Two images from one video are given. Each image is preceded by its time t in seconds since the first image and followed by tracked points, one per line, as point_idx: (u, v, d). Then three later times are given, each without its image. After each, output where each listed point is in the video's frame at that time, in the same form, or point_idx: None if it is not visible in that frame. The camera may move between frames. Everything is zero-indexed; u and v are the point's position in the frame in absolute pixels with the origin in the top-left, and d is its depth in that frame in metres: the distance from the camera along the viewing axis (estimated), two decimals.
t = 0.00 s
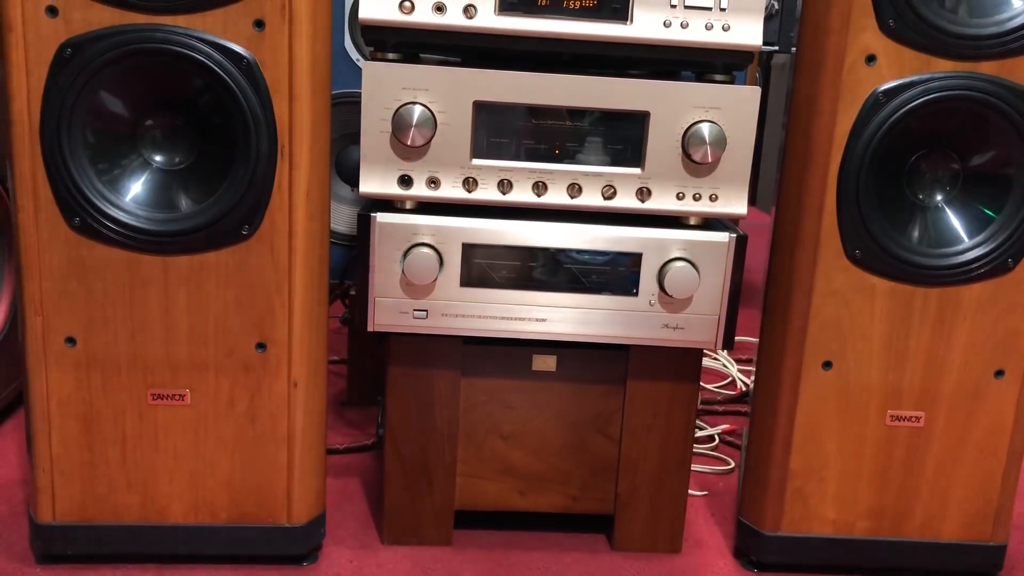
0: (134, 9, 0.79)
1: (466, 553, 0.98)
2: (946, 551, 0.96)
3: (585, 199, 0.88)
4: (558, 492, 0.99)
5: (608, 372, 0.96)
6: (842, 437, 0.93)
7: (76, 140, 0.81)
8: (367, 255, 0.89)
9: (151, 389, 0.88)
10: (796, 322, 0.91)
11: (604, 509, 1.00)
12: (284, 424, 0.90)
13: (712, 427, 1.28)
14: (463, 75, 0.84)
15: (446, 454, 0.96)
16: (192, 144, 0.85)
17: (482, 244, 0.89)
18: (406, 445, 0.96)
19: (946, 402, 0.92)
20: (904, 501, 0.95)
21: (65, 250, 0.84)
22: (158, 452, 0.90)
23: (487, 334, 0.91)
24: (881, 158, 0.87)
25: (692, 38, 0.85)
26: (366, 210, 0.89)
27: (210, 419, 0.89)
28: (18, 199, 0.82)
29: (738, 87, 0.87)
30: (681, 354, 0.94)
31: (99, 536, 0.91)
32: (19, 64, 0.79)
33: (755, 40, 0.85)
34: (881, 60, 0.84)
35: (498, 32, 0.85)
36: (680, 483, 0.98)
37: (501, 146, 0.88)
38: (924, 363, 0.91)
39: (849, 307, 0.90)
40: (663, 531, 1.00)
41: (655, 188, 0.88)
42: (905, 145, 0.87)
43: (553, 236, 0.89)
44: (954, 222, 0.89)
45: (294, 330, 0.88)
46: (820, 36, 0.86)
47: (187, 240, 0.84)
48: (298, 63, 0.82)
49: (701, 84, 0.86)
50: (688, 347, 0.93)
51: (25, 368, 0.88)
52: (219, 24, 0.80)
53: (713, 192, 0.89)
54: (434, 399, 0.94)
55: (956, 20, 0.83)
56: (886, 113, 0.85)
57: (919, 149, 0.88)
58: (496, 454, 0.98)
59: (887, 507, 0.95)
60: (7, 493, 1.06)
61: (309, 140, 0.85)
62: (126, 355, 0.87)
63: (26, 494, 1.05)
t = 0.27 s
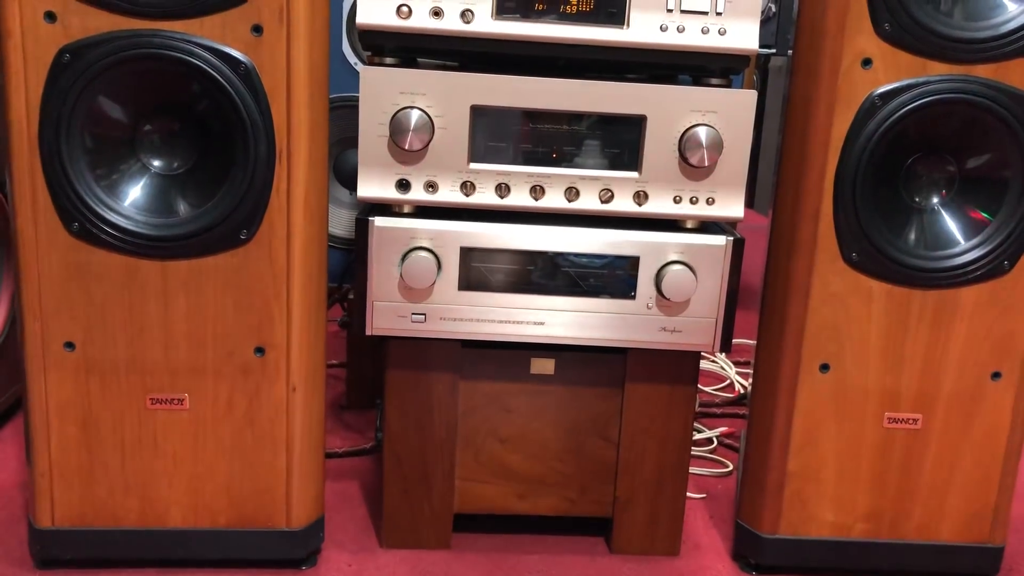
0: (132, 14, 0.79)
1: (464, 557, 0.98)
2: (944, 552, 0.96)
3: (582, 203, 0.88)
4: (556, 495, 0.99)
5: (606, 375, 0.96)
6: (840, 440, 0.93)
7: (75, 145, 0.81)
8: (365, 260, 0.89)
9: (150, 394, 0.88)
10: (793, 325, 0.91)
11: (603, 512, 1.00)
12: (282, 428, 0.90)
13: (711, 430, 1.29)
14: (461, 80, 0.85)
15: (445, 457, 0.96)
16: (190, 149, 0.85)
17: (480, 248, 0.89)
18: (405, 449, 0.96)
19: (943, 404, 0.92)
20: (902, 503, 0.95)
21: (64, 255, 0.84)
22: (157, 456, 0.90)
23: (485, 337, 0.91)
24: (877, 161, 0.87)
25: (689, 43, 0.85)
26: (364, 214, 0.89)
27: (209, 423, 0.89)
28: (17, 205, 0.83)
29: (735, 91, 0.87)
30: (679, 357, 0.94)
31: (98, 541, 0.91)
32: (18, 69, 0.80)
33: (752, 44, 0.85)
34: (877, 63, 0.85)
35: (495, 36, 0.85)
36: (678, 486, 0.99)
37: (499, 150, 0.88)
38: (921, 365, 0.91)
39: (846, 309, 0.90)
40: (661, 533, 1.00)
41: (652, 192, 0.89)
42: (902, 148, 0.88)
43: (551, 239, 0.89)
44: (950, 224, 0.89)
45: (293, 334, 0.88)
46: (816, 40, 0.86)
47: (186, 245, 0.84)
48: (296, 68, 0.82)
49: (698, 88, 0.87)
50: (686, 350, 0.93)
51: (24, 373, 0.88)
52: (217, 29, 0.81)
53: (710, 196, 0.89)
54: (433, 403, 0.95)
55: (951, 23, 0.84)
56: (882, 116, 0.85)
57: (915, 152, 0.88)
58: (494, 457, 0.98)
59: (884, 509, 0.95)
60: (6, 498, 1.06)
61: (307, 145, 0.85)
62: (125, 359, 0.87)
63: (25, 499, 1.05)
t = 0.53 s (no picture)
0: (126, 21, 0.80)
1: (460, 559, 0.98)
2: (937, 552, 0.97)
3: (575, 206, 0.89)
4: (551, 497, 1.00)
5: (600, 378, 0.97)
6: (833, 440, 0.94)
7: (70, 152, 0.82)
8: (359, 264, 0.89)
9: (146, 399, 0.88)
10: (785, 326, 0.92)
11: (598, 514, 1.00)
12: (278, 433, 0.91)
13: (705, 432, 1.29)
14: (454, 85, 0.85)
15: (440, 461, 0.97)
16: (185, 155, 0.86)
17: (474, 252, 0.89)
18: (400, 452, 0.96)
19: (935, 404, 0.93)
20: (894, 503, 0.96)
21: (59, 261, 0.84)
22: (153, 461, 0.90)
23: (479, 341, 0.92)
24: (868, 163, 0.87)
25: (680, 47, 0.86)
26: (358, 219, 0.90)
27: (205, 428, 0.90)
28: (11, 211, 0.83)
29: (725, 94, 0.87)
30: (672, 359, 0.95)
31: (94, 546, 0.91)
32: (12, 76, 0.80)
33: (742, 48, 0.86)
34: (867, 66, 0.85)
35: (487, 41, 0.85)
36: (673, 487, 0.99)
37: (492, 154, 0.88)
38: (913, 366, 0.92)
39: (838, 310, 0.90)
40: (656, 534, 1.00)
41: (645, 195, 0.89)
42: (892, 150, 0.88)
43: (544, 243, 0.89)
44: (940, 225, 0.90)
45: (288, 338, 0.88)
46: (807, 43, 0.87)
47: (181, 250, 0.84)
48: (290, 74, 0.83)
49: (689, 92, 0.87)
50: (680, 351, 0.94)
51: (19, 379, 0.88)
52: (211, 35, 0.81)
53: (702, 199, 0.90)
54: (428, 406, 0.95)
55: (939, 26, 0.84)
56: (873, 119, 0.85)
57: (905, 154, 0.89)
58: (489, 460, 0.98)
59: (877, 509, 0.96)
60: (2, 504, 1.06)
61: (301, 150, 0.85)
62: (120, 365, 0.87)
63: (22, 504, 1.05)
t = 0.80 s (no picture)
0: (117, 28, 0.80)
1: (456, 560, 0.99)
2: (929, 547, 0.98)
3: (566, 208, 0.90)
4: (546, 497, 1.00)
5: (593, 378, 0.98)
6: (825, 438, 0.94)
7: (63, 159, 0.82)
8: (352, 268, 0.90)
9: (141, 404, 0.89)
10: (776, 325, 0.92)
11: (592, 513, 1.01)
12: (273, 436, 0.91)
13: (699, 431, 1.30)
14: (444, 89, 0.86)
15: (435, 462, 0.97)
16: (177, 161, 0.86)
17: (466, 254, 0.90)
18: (395, 454, 0.97)
19: (925, 401, 0.94)
20: (886, 499, 0.97)
21: (54, 268, 0.85)
22: (149, 466, 0.90)
23: (473, 343, 0.92)
24: (856, 163, 0.88)
25: (668, 49, 0.86)
26: (351, 222, 0.90)
27: (200, 432, 0.90)
28: (5, 218, 0.83)
29: (714, 96, 0.88)
30: (664, 358, 0.96)
31: (91, 551, 0.92)
32: (5, 84, 0.80)
33: (730, 49, 0.87)
34: (854, 66, 0.86)
35: (477, 45, 0.86)
36: (666, 486, 1.00)
37: (484, 157, 0.89)
38: (903, 363, 0.93)
39: (828, 309, 0.91)
40: (651, 533, 1.01)
41: (635, 196, 0.90)
42: (880, 149, 0.89)
43: (536, 244, 0.90)
44: (928, 224, 0.91)
45: (282, 342, 0.89)
46: (794, 44, 0.88)
47: (174, 255, 0.85)
48: (281, 79, 0.83)
49: (678, 94, 0.88)
50: (672, 351, 0.95)
51: (15, 385, 0.88)
52: (203, 42, 0.82)
53: (692, 199, 0.90)
54: (422, 408, 0.96)
55: (924, 26, 0.85)
56: (860, 118, 0.86)
57: (893, 153, 0.90)
58: (484, 461, 0.99)
59: (870, 505, 0.97)
60: None
61: (293, 155, 0.86)
62: (115, 370, 0.88)
63: (18, 510, 1.05)
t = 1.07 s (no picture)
0: (97, 33, 0.80)
1: (444, 560, 0.99)
2: (914, 541, 0.98)
3: (549, 208, 0.90)
4: (533, 496, 1.01)
5: (579, 376, 0.98)
6: (809, 434, 0.95)
7: (44, 164, 0.82)
8: (336, 270, 0.90)
9: (126, 408, 0.89)
10: (758, 322, 0.93)
11: (579, 511, 1.01)
12: (259, 438, 0.91)
13: (686, 428, 1.30)
14: (426, 90, 0.86)
15: (422, 463, 0.98)
16: (160, 165, 0.86)
17: (450, 255, 0.90)
18: (381, 455, 0.97)
19: (908, 396, 0.95)
20: (871, 493, 0.97)
21: (36, 273, 0.85)
22: (135, 470, 0.91)
23: (458, 343, 0.93)
24: (836, 159, 0.89)
25: (648, 49, 0.87)
26: (334, 225, 0.91)
27: (186, 436, 0.90)
28: None
29: (694, 95, 0.89)
30: (649, 356, 0.96)
31: (77, 556, 0.92)
32: None
33: (709, 48, 0.87)
34: (832, 63, 0.87)
35: (458, 47, 0.86)
36: (653, 484, 1.00)
37: (467, 158, 0.89)
38: (885, 358, 0.94)
39: (810, 305, 0.92)
40: (638, 531, 1.02)
41: (617, 195, 0.90)
42: (860, 146, 0.90)
43: (520, 245, 0.90)
44: (909, 219, 0.91)
45: (266, 345, 0.89)
46: (773, 42, 0.88)
47: (158, 259, 0.85)
48: (262, 82, 0.84)
49: (658, 93, 0.89)
50: (656, 349, 0.95)
51: None
52: (183, 46, 0.82)
53: (674, 198, 0.91)
54: (408, 409, 0.96)
55: (900, 23, 0.86)
56: (839, 115, 0.87)
57: (873, 150, 0.90)
58: (471, 461, 0.99)
59: (855, 499, 0.97)
60: None
61: (275, 158, 0.86)
62: (100, 375, 0.88)
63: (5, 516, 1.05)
